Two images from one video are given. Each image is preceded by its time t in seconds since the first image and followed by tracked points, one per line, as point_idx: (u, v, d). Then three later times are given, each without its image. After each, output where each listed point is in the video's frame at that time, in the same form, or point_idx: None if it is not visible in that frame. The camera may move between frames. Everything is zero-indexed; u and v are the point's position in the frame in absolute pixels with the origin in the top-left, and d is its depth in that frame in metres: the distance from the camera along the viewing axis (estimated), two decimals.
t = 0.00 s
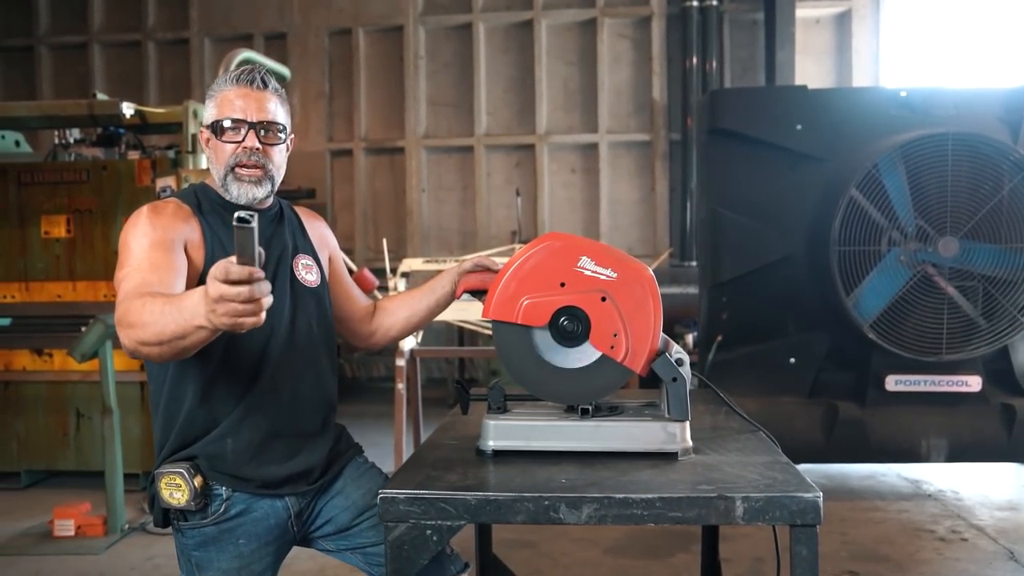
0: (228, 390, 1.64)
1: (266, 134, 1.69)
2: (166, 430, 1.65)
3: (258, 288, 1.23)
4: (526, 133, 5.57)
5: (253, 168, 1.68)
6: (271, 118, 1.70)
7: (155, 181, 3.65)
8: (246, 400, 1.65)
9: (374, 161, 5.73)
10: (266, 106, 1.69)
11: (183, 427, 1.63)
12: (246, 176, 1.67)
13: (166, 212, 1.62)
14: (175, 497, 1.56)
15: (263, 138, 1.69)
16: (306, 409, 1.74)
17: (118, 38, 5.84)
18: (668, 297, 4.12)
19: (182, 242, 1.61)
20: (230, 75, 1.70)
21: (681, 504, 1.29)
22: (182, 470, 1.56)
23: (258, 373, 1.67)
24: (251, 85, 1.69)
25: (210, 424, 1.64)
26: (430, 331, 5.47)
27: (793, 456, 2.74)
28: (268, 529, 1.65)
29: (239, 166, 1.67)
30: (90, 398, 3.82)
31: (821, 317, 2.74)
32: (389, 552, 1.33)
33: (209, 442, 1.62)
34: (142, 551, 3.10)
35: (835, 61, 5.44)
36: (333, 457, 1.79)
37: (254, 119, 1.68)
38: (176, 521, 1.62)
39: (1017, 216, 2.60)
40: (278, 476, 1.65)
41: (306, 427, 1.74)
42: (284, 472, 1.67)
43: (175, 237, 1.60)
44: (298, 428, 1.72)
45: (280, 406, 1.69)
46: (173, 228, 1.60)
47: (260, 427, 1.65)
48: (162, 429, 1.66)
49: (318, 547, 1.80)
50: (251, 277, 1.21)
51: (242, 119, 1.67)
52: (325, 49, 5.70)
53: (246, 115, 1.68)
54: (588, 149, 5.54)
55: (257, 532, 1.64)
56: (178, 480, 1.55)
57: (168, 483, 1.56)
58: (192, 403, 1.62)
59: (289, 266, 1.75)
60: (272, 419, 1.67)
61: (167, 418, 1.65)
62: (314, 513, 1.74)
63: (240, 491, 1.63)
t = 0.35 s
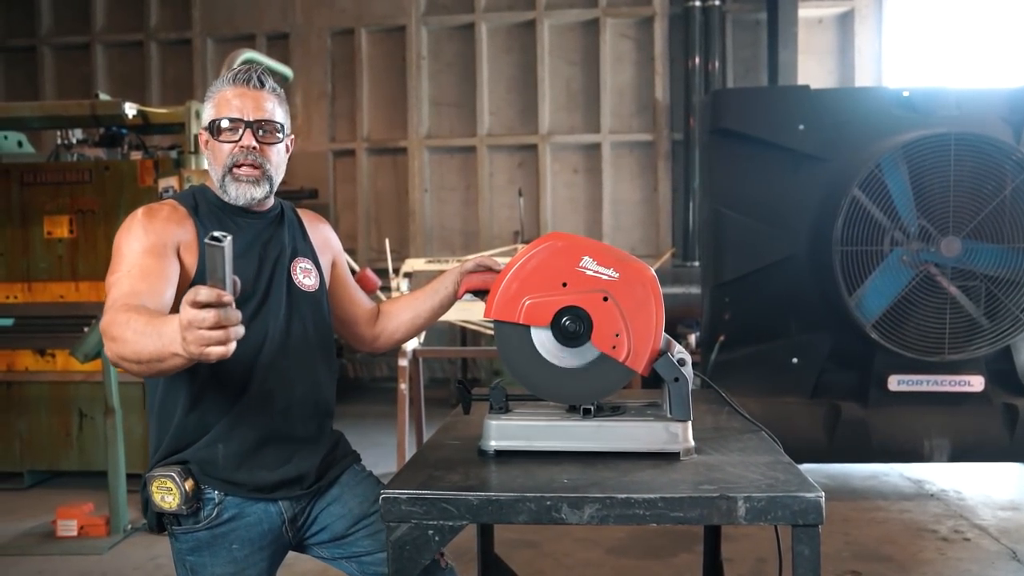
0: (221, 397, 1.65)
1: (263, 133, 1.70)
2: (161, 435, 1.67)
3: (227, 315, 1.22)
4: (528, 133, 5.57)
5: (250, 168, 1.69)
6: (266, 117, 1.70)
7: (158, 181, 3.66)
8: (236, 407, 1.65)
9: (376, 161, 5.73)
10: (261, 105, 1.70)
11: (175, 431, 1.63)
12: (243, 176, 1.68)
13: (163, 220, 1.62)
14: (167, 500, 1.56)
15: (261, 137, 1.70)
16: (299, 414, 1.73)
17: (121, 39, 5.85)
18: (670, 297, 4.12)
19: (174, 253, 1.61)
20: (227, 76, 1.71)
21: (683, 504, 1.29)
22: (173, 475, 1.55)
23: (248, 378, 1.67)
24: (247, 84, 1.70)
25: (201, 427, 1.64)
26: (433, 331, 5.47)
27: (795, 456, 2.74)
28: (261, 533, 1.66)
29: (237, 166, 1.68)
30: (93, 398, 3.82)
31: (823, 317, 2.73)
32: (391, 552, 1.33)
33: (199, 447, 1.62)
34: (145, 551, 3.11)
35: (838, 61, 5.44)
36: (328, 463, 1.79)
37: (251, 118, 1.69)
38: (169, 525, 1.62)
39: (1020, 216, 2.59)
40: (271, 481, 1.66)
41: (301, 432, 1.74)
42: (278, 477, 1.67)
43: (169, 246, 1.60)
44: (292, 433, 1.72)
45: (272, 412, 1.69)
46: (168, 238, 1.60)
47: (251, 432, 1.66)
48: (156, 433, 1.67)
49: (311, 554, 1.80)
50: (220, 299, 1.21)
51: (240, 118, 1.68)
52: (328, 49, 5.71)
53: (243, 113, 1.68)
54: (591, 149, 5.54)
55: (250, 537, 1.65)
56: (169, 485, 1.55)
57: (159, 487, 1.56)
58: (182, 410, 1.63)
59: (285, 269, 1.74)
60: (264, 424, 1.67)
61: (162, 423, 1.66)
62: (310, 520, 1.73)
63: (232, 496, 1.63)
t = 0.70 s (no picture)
0: (224, 397, 1.64)
1: (258, 122, 1.71)
2: (162, 438, 1.66)
3: (244, 340, 1.23)
4: (530, 133, 5.58)
5: (246, 156, 1.69)
6: (261, 106, 1.71)
7: (160, 181, 3.66)
8: (240, 410, 1.65)
9: (378, 161, 5.73)
10: (255, 95, 1.71)
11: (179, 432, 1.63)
12: (239, 164, 1.68)
13: (166, 224, 1.61)
14: (169, 500, 1.56)
15: (256, 126, 1.71)
16: (301, 414, 1.74)
17: (123, 39, 5.85)
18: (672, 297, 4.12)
19: (178, 258, 1.60)
20: (221, 70, 1.72)
21: (684, 504, 1.29)
22: (176, 474, 1.56)
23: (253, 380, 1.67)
24: (240, 76, 1.72)
25: (205, 429, 1.64)
26: (435, 331, 5.47)
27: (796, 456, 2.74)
28: (264, 532, 1.66)
29: (232, 154, 1.68)
30: (95, 397, 3.83)
31: (824, 317, 2.73)
32: (392, 552, 1.33)
33: (202, 448, 1.62)
34: (146, 551, 3.11)
35: (840, 61, 5.43)
36: (327, 461, 1.80)
37: (245, 107, 1.70)
38: (172, 525, 1.62)
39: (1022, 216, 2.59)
40: (273, 479, 1.66)
41: (303, 432, 1.74)
42: (280, 475, 1.68)
43: (172, 251, 1.59)
44: (293, 432, 1.72)
45: (275, 412, 1.69)
46: (171, 243, 1.60)
47: (254, 432, 1.66)
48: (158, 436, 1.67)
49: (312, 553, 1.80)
50: (237, 321, 1.21)
51: (234, 107, 1.69)
52: (330, 49, 5.71)
53: (236, 102, 1.69)
54: (593, 149, 5.53)
55: (253, 536, 1.65)
56: (171, 484, 1.55)
57: (161, 487, 1.56)
58: (187, 414, 1.63)
59: (286, 269, 1.75)
60: (265, 424, 1.67)
61: (163, 425, 1.66)
62: (308, 516, 1.74)
63: (235, 495, 1.63)
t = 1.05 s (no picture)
0: (228, 398, 1.64)
1: (261, 124, 1.70)
2: (167, 438, 1.66)
3: (249, 343, 1.23)
4: (531, 133, 5.58)
5: (249, 158, 1.69)
6: (263, 109, 1.71)
7: (161, 181, 3.66)
8: (244, 412, 1.65)
9: (379, 160, 5.73)
10: (257, 98, 1.71)
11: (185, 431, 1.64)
12: (242, 167, 1.68)
13: (169, 226, 1.61)
14: (173, 498, 1.56)
15: (262, 129, 1.71)
16: (304, 415, 1.74)
17: (125, 39, 5.86)
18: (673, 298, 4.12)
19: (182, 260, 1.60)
20: (224, 74, 1.73)
21: (686, 504, 1.29)
22: (180, 472, 1.56)
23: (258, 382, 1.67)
24: (242, 79, 1.72)
25: (211, 429, 1.64)
26: (436, 331, 5.47)
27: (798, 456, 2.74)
28: (267, 531, 1.65)
29: (236, 156, 1.68)
30: (96, 397, 3.83)
31: (825, 317, 2.73)
32: (393, 552, 1.33)
33: (207, 446, 1.62)
34: (147, 550, 3.11)
35: (841, 61, 5.43)
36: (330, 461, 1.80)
37: (248, 110, 1.70)
38: (174, 524, 1.62)
39: None
40: (276, 479, 1.66)
41: (307, 432, 1.74)
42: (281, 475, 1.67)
43: (175, 253, 1.59)
44: (296, 432, 1.72)
45: (279, 413, 1.69)
46: (174, 245, 1.60)
47: (258, 433, 1.66)
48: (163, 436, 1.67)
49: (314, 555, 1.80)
50: (244, 325, 1.22)
51: (237, 111, 1.69)
52: (331, 49, 5.71)
53: (239, 105, 1.69)
54: (593, 149, 5.53)
55: (256, 534, 1.64)
56: (175, 482, 1.56)
57: (165, 485, 1.56)
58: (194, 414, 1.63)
59: (289, 271, 1.74)
60: (269, 424, 1.68)
61: (169, 425, 1.66)
62: (309, 515, 1.74)
63: (238, 494, 1.63)
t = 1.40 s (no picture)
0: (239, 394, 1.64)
1: (275, 126, 1.71)
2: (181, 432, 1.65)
3: (284, 347, 1.24)
4: (532, 132, 5.57)
5: (264, 161, 1.70)
6: (276, 111, 1.72)
7: (162, 181, 3.66)
8: (258, 407, 1.66)
9: (380, 160, 5.73)
10: (271, 100, 1.72)
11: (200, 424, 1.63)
12: (258, 171, 1.68)
13: (180, 224, 1.60)
14: (187, 491, 1.56)
15: (277, 133, 1.72)
16: (313, 408, 1.75)
17: (126, 39, 5.86)
18: (675, 298, 4.11)
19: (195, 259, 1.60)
20: (236, 74, 1.72)
21: (686, 503, 1.29)
22: (194, 465, 1.55)
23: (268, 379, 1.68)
24: (256, 80, 1.72)
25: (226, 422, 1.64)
26: (436, 331, 5.47)
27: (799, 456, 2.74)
28: (278, 522, 1.65)
29: (251, 159, 1.69)
30: (97, 397, 3.83)
31: (827, 317, 2.73)
32: (394, 551, 1.33)
33: (222, 440, 1.62)
34: (148, 550, 3.11)
35: (842, 60, 5.42)
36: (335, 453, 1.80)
37: (263, 111, 1.70)
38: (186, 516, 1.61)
39: None
40: (288, 470, 1.66)
41: (316, 425, 1.75)
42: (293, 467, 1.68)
43: (188, 252, 1.58)
44: (306, 425, 1.73)
45: (291, 408, 1.70)
46: (187, 244, 1.59)
47: (272, 426, 1.67)
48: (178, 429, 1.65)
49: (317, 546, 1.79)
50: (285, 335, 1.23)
51: (253, 113, 1.69)
52: (332, 49, 5.71)
53: (254, 106, 1.70)
54: (594, 149, 5.53)
55: (267, 526, 1.64)
56: (190, 475, 1.55)
57: (179, 477, 1.55)
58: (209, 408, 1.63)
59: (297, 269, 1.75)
60: (282, 418, 1.68)
61: (181, 421, 1.65)
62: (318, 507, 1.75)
63: (250, 486, 1.63)
